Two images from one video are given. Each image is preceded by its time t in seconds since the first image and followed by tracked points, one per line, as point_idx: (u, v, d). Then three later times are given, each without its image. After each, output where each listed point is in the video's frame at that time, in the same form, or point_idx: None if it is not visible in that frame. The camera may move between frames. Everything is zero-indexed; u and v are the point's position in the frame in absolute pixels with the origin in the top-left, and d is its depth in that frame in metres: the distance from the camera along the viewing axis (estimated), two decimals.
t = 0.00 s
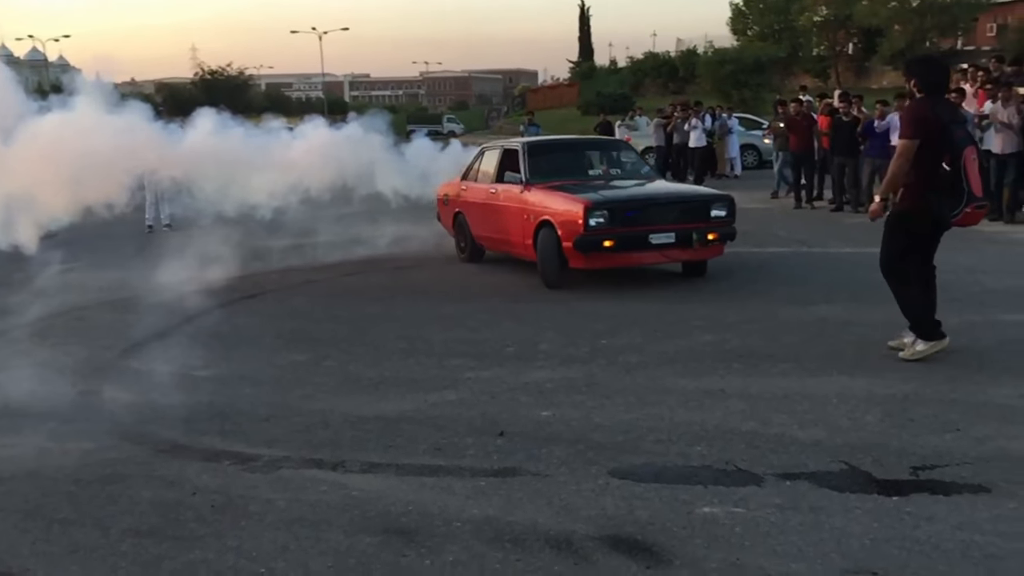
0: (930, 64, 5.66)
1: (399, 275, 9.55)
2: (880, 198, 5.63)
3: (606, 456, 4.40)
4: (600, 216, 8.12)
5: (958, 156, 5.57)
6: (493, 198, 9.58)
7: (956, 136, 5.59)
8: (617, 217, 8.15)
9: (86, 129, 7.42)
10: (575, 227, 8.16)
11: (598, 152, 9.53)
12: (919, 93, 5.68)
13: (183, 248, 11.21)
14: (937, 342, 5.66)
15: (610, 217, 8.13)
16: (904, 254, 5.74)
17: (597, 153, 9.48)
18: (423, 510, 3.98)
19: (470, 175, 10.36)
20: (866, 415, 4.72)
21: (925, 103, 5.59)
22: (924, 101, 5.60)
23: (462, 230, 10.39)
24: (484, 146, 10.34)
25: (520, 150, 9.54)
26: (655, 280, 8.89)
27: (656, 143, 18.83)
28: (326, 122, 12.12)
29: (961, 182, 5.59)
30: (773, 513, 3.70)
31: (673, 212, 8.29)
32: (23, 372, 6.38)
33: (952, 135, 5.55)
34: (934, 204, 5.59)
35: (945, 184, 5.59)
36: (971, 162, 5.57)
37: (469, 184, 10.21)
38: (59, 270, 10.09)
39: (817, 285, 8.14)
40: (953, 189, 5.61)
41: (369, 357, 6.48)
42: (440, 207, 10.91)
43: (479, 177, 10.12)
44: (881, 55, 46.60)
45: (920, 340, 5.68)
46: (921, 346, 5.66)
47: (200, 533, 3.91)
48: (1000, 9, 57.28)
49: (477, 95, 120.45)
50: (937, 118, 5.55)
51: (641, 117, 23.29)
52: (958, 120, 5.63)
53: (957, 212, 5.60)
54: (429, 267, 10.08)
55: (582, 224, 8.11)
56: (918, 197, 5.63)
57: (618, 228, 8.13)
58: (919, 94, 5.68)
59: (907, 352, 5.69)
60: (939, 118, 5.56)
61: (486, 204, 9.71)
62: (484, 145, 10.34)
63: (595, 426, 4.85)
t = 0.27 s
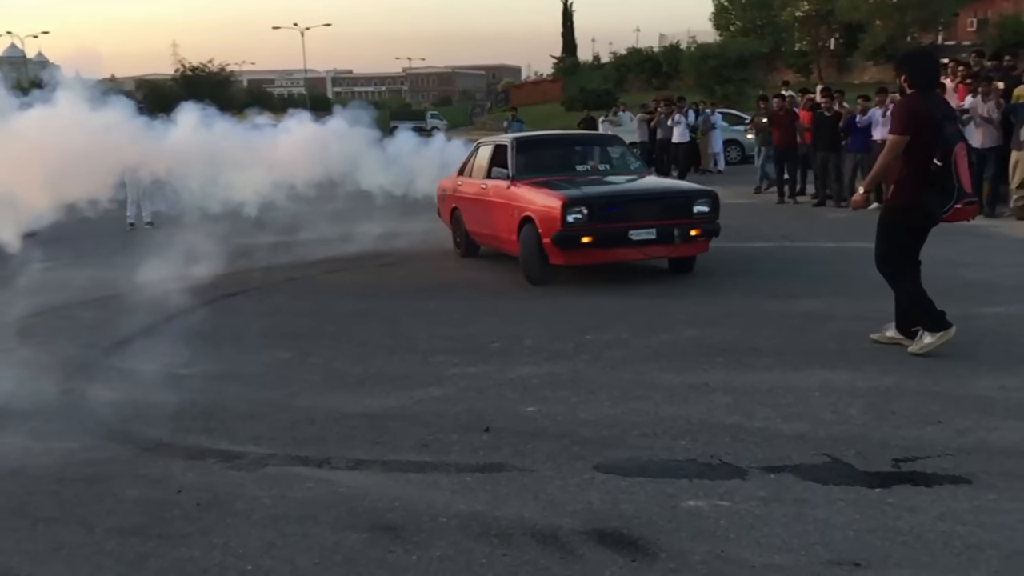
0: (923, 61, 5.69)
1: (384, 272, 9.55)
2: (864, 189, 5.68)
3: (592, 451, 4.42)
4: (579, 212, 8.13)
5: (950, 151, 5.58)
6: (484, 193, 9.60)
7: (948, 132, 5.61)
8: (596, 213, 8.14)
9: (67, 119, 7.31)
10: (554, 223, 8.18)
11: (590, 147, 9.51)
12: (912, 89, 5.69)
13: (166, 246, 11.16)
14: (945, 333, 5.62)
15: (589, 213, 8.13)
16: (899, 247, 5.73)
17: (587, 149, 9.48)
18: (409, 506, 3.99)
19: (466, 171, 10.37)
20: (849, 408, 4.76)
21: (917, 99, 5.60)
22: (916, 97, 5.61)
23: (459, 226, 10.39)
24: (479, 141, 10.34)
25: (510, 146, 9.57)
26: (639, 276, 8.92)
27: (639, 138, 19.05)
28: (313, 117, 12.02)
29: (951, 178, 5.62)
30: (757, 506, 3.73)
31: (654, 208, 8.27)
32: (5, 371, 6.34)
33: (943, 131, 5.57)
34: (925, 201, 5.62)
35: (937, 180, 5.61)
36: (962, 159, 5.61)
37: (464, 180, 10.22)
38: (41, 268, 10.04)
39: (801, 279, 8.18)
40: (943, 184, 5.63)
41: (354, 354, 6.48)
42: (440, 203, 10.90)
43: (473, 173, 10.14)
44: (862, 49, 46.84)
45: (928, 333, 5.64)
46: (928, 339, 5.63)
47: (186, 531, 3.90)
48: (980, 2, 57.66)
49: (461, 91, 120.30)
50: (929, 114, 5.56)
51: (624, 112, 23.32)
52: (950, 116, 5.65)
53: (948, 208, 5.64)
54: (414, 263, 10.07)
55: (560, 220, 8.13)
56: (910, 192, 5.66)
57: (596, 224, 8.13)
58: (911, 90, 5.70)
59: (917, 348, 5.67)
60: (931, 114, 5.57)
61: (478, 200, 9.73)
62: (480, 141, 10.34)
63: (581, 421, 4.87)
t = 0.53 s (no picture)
0: (908, 60, 5.71)
1: (367, 271, 9.54)
2: (847, 183, 5.77)
3: (576, 448, 4.44)
4: (555, 211, 8.15)
5: (938, 153, 5.64)
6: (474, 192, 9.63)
7: (936, 133, 5.66)
8: (573, 212, 8.16)
9: (52, 116, 7.28)
10: (530, 223, 8.21)
11: (579, 146, 9.51)
12: (901, 88, 5.73)
13: (147, 245, 11.10)
14: (949, 329, 5.63)
15: (566, 212, 8.15)
16: (889, 245, 5.76)
17: (574, 148, 9.48)
18: (394, 504, 3.99)
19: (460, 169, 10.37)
20: (830, 404, 4.80)
21: (907, 99, 5.63)
22: (905, 97, 5.65)
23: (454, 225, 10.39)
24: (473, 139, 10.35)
25: (496, 144, 9.58)
26: (622, 275, 8.95)
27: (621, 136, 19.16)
28: (297, 114, 11.93)
29: (939, 179, 5.68)
30: (739, 502, 3.76)
31: (633, 208, 8.27)
32: None
33: (931, 132, 5.62)
34: (913, 201, 5.67)
35: (925, 181, 5.66)
36: (949, 160, 5.67)
37: (457, 178, 10.23)
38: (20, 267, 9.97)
39: (783, 278, 8.23)
40: (932, 185, 5.68)
41: (338, 353, 6.48)
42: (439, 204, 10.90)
43: (465, 171, 10.15)
44: (842, 49, 47.10)
45: (933, 329, 5.66)
46: (933, 335, 5.65)
47: (169, 531, 3.89)
48: (958, 2, 58.14)
49: (443, 90, 120.16)
50: (917, 114, 5.59)
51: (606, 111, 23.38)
52: (939, 117, 5.70)
53: (936, 209, 5.70)
54: (397, 262, 10.06)
55: (536, 220, 8.16)
56: (899, 192, 5.68)
57: (573, 224, 8.15)
58: (900, 90, 5.74)
59: (923, 344, 5.68)
60: (920, 114, 5.61)
61: (468, 199, 9.75)
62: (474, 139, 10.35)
63: (564, 418, 4.88)
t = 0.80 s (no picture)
0: (902, 63, 5.76)
1: (354, 272, 9.54)
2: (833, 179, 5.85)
3: (563, 447, 4.46)
4: (535, 213, 8.18)
5: (930, 157, 5.67)
6: (467, 193, 9.66)
7: (927, 136, 5.70)
8: (553, 213, 8.18)
9: (40, 114, 7.25)
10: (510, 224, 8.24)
11: (571, 147, 9.53)
12: (893, 91, 5.78)
13: (132, 246, 11.07)
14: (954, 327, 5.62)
15: (546, 213, 8.17)
16: (882, 246, 5.81)
17: (566, 148, 9.51)
18: (382, 504, 4.01)
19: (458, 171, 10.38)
20: (814, 402, 4.84)
21: (898, 102, 5.68)
22: (897, 99, 5.70)
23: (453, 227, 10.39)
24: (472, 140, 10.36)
25: (488, 145, 9.64)
26: (609, 275, 8.98)
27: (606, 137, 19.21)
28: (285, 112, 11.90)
29: (930, 183, 5.72)
30: (725, 499, 3.79)
31: (614, 210, 8.26)
32: None
33: (921, 135, 5.67)
34: (905, 203, 5.72)
35: (917, 184, 5.70)
36: (941, 164, 5.71)
37: (454, 180, 10.24)
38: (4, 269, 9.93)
39: (767, 277, 8.29)
40: (925, 189, 5.72)
41: (325, 354, 6.49)
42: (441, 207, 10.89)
43: (461, 172, 10.18)
44: (826, 50, 47.33)
45: (938, 328, 5.65)
46: (939, 334, 5.64)
47: (158, 532, 3.90)
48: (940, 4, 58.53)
49: (428, 91, 120.06)
50: (908, 117, 5.64)
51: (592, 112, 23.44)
52: (930, 120, 5.74)
53: (928, 212, 5.74)
54: (384, 262, 10.07)
55: (515, 221, 8.20)
56: (890, 194, 5.74)
57: (553, 225, 8.17)
58: (892, 93, 5.79)
59: (929, 343, 5.68)
60: (910, 117, 5.66)
61: (462, 200, 9.78)
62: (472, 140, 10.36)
63: (552, 417, 4.91)
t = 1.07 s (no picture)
0: (899, 66, 5.77)
1: (345, 274, 9.56)
2: (826, 176, 5.92)
3: (556, 447, 4.49)
4: (518, 215, 8.22)
5: (928, 158, 5.70)
6: (464, 194, 9.71)
7: (925, 138, 5.73)
8: (537, 215, 8.21)
9: (37, 116, 7.24)
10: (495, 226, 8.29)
11: (566, 149, 9.56)
12: (890, 93, 5.81)
13: (123, 250, 11.05)
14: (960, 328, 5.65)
15: (530, 216, 8.21)
16: (886, 246, 5.82)
17: (560, 150, 9.55)
18: (376, 504, 4.03)
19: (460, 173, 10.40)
20: (804, 401, 4.88)
21: (894, 103, 5.72)
22: (894, 101, 5.73)
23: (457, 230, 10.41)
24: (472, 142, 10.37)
25: (486, 148, 9.71)
26: (600, 277, 9.01)
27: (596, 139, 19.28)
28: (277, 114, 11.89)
29: (928, 184, 5.75)
30: (717, 497, 3.83)
31: (600, 212, 8.26)
32: None
33: (919, 136, 5.70)
34: (904, 204, 5.75)
35: (916, 185, 5.73)
36: (938, 165, 5.75)
37: (455, 182, 10.25)
38: None
39: (757, 278, 8.33)
40: (923, 190, 5.76)
41: (317, 356, 6.50)
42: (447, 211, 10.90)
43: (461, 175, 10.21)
44: (814, 52, 47.52)
45: (945, 328, 5.69)
46: (946, 334, 5.67)
47: (152, 534, 3.91)
48: (927, 6, 58.85)
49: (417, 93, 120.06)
50: (904, 118, 5.67)
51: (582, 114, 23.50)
52: (927, 121, 5.77)
53: (927, 213, 5.78)
54: (376, 265, 10.09)
55: (499, 223, 8.25)
56: (889, 195, 5.76)
57: (537, 227, 8.20)
58: (889, 94, 5.82)
59: (936, 343, 5.71)
60: (907, 119, 5.69)
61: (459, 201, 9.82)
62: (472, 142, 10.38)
63: (544, 418, 4.94)
